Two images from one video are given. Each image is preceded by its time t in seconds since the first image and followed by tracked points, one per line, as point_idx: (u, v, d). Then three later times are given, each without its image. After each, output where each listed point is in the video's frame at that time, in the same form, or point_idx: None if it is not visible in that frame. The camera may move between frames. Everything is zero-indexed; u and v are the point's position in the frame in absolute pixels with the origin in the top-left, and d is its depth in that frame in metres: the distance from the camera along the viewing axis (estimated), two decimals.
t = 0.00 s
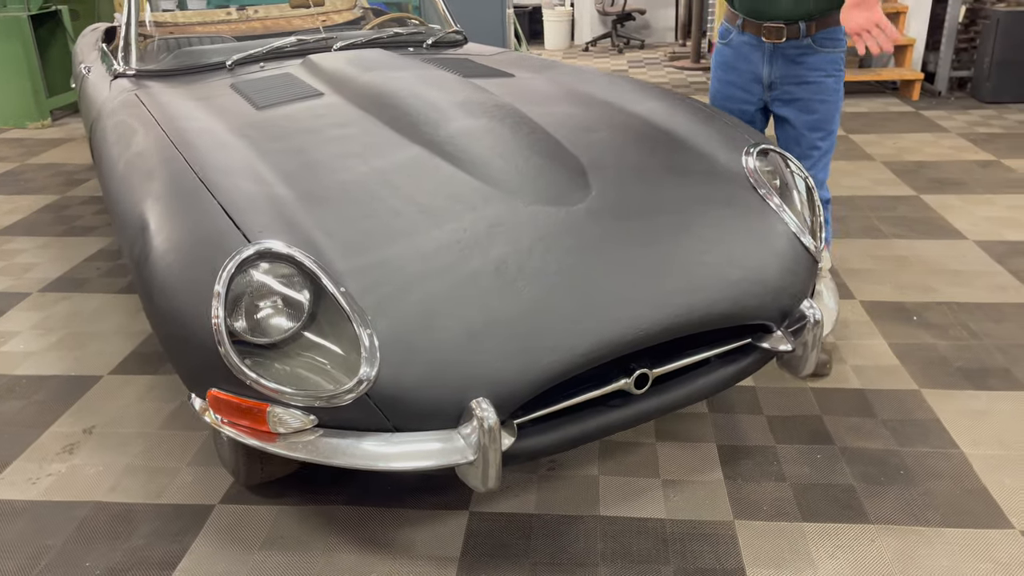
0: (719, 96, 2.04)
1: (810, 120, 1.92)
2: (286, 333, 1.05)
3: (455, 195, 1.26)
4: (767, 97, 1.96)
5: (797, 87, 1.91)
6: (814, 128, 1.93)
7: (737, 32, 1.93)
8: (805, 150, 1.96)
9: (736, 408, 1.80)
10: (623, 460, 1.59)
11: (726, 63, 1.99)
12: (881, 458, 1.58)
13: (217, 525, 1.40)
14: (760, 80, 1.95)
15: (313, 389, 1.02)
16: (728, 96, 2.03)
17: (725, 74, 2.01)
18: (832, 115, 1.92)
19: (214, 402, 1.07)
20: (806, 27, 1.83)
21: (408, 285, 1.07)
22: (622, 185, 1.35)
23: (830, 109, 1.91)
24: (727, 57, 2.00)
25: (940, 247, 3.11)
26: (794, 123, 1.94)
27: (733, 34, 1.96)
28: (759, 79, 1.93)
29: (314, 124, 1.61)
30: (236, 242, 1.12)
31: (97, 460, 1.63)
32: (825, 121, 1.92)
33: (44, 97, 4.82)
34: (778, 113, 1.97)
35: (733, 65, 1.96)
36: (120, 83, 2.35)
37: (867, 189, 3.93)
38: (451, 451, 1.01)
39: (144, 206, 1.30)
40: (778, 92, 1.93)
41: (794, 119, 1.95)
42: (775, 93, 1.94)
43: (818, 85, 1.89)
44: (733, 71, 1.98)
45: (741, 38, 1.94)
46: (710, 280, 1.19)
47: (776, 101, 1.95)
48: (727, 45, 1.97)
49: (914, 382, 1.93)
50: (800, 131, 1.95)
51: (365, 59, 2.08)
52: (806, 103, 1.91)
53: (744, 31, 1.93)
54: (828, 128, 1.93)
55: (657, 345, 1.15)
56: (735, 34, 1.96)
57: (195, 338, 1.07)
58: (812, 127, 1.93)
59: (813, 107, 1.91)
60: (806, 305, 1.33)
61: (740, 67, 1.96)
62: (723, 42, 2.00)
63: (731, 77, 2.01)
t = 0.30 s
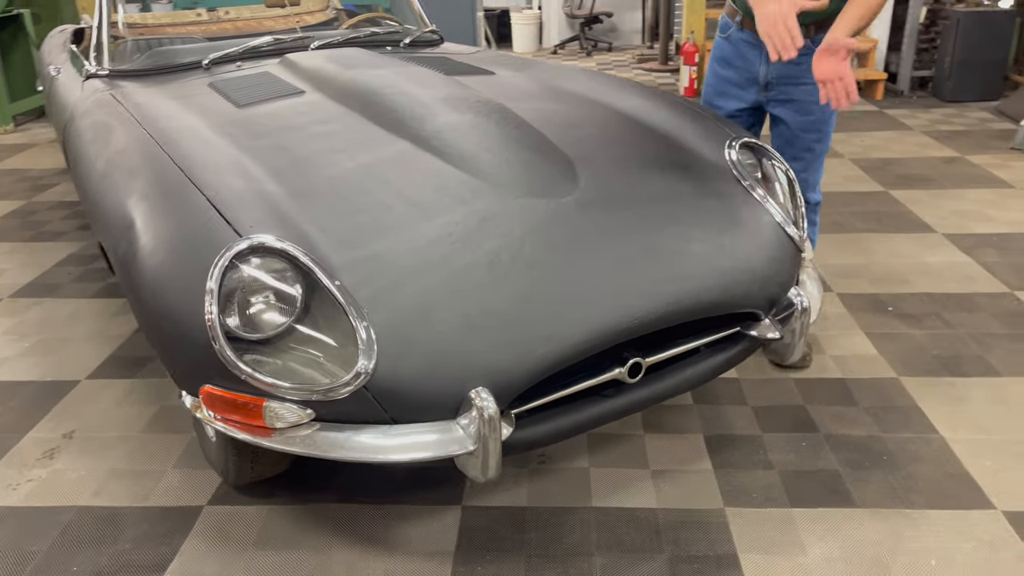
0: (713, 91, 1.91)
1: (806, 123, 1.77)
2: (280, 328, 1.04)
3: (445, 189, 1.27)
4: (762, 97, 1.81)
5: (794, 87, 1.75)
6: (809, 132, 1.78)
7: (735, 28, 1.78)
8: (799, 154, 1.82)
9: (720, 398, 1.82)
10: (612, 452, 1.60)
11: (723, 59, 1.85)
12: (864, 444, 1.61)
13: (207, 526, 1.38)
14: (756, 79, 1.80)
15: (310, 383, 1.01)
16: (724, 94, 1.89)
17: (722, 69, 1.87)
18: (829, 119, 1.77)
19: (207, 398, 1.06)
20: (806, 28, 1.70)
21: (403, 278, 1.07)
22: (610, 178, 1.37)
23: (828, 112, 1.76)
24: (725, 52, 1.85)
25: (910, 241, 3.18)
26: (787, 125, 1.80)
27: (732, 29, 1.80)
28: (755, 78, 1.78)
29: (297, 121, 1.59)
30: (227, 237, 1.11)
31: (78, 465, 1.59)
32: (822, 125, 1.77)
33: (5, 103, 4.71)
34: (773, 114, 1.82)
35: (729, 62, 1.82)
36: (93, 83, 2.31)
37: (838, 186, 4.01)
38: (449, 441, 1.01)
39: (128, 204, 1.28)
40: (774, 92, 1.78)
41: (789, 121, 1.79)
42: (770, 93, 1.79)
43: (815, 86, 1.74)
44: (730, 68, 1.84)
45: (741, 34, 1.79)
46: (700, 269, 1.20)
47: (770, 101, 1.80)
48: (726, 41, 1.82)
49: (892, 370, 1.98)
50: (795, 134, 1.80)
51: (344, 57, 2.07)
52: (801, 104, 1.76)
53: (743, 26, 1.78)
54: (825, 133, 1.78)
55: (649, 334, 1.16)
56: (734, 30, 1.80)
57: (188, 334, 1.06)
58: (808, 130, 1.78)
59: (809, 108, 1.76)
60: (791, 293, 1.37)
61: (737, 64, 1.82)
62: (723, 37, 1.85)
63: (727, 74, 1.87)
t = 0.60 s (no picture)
0: (710, 88, 1.93)
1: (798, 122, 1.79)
2: (295, 322, 1.04)
3: (452, 183, 1.28)
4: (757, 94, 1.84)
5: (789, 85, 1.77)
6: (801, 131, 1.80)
7: (731, 25, 1.80)
8: (791, 152, 1.84)
9: (717, 389, 1.85)
10: (614, 444, 1.61)
11: (720, 56, 1.87)
12: (859, 430, 1.65)
13: (215, 526, 1.38)
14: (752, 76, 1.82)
15: (326, 377, 1.01)
16: (720, 90, 1.92)
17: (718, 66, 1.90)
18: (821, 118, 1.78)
19: (223, 394, 1.06)
20: (802, 28, 1.79)
21: (417, 272, 1.08)
22: (612, 171, 1.38)
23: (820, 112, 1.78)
24: (723, 49, 1.88)
25: (888, 234, 3.25)
26: (779, 123, 1.82)
27: (729, 27, 1.83)
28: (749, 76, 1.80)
29: (294, 118, 1.58)
30: (237, 232, 1.10)
31: (76, 469, 1.58)
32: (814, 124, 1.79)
33: None
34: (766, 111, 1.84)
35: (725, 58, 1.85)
36: (76, 85, 2.24)
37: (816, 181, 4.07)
38: (469, 432, 1.02)
39: (130, 202, 1.26)
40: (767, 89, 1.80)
41: (783, 119, 1.81)
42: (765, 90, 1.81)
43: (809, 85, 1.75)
44: (726, 64, 1.87)
45: (737, 32, 1.81)
46: (705, 259, 1.22)
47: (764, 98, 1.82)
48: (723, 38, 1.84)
49: (881, 359, 2.02)
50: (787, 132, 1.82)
51: (335, 55, 2.07)
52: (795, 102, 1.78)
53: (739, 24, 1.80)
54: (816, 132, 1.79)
55: (658, 324, 1.18)
56: (730, 27, 1.83)
57: (202, 331, 1.05)
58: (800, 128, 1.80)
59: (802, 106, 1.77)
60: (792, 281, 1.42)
61: (733, 61, 1.84)
62: (721, 34, 1.87)
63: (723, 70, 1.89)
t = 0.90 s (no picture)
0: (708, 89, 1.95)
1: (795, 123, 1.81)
2: (310, 323, 1.04)
3: (460, 183, 1.28)
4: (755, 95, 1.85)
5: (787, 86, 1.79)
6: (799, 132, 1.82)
7: (730, 27, 1.83)
8: (789, 153, 1.86)
9: (716, 387, 1.86)
10: (618, 442, 1.62)
11: (719, 57, 1.89)
12: (858, 425, 1.67)
13: (221, 530, 1.37)
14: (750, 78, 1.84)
15: (343, 377, 1.01)
16: (719, 91, 1.93)
17: (717, 68, 1.92)
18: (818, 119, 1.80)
19: (237, 396, 1.06)
20: (800, 31, 1.82)
21: (431, 272, 1.08)
22: (617, 170, 1.39)
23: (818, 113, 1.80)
24: (722, 51, 1.89)
25: (874, 232, 3.30)
26: (777, 124, 1.84)
27: (728, 28, 1.85)
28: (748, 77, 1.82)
29: (295, 118, 1.57)
30: (249, 233, 1.09)
31: (76, 474, 1.55)
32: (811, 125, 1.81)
33: None
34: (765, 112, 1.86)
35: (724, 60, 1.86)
36: (65, 86, 2.20)
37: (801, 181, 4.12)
38: (487, 431, 1.02)
39: (135, 204, 1.25)
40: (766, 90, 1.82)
41: (781, 121, 1.83)
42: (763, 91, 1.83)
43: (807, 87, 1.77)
44: (725, 65, 1.88)
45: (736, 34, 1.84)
46: (713, 257, 1.24)
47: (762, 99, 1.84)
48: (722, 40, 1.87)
49: (875, 355, 2.05)
50: (784, 132, 1.84)
51: (331, 56, 2.06)
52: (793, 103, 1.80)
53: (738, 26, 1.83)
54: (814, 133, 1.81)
55: (668, 322, 1.19)
56: (729, 29, 1.85)
57: (216, 333, 1.05)
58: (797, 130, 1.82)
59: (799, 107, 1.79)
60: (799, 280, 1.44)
61: (732, 62, 1.86)
62: (720, 35, 1.89)
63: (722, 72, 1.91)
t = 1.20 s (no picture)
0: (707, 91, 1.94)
1: (794, 125, 1.80)
2: (312, 326, 1.02)
3: (461, 183, 1.26)
4: (755, 97, 1.85)
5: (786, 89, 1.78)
6: (798, 134, 1.82)
7: (729, 28, 1.83)
8: (788, 155, 1.86)
9: (713, 389, 1.86)
10: (617, 444, 1.61)
11: (718, 59, 1.88)
12: (856, 426, 1.67)
13: (217, 537, 1.34)
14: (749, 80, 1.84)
15: (346, 381, 0.99)
16: (717, 93, 1.93)
17: (716, 70, 1.91)
18: (817, 122, 1.80)
19: (237, 401, 1.04)
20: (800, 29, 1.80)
21: (435, 274, 1.07)
22: (617, 171, 1.38)
23: (817, 116, 1.80)
24: (721, 53, 1.89)
25: (863, 232, 3.31)
26: (776, 126, 1.83)
27: (728, 30, 1.84)
28: (748, 78, 1.81)
29: (290, 117, 1.54)
30: (249, 234, 1.07)
31: (65, 481, 1.52)
32: (810, 128, 1.80)
33: None
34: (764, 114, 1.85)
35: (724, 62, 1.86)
36: (50, 84, 2.15)
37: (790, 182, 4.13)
38: (493, 435, 1.01)
39: (129, 205, 1.22)
40: (765, 92, 1.81)
41: (780, 123, 1.83)
42: (762, 93, 1.82)
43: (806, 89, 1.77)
44: (725, 67, 1.88)
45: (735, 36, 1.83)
46: (716, 258, 1.23)
47: (761, 102, 1.83)
48: (721, 42, 1.86)
49: (870, 355, 2.05)
50: (783, 135, 1.84)
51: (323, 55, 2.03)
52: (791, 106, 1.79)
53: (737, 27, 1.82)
54: (813, 136, 1.81)
55: (673, 323, 1.18)
56: (729, 31, 1.85)
57: (216, 336, 1.03)
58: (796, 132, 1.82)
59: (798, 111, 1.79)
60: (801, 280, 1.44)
61: (731, 64, 1.85)
62: (720, 37, 1.89)
63: (722, 75, 1.90)
